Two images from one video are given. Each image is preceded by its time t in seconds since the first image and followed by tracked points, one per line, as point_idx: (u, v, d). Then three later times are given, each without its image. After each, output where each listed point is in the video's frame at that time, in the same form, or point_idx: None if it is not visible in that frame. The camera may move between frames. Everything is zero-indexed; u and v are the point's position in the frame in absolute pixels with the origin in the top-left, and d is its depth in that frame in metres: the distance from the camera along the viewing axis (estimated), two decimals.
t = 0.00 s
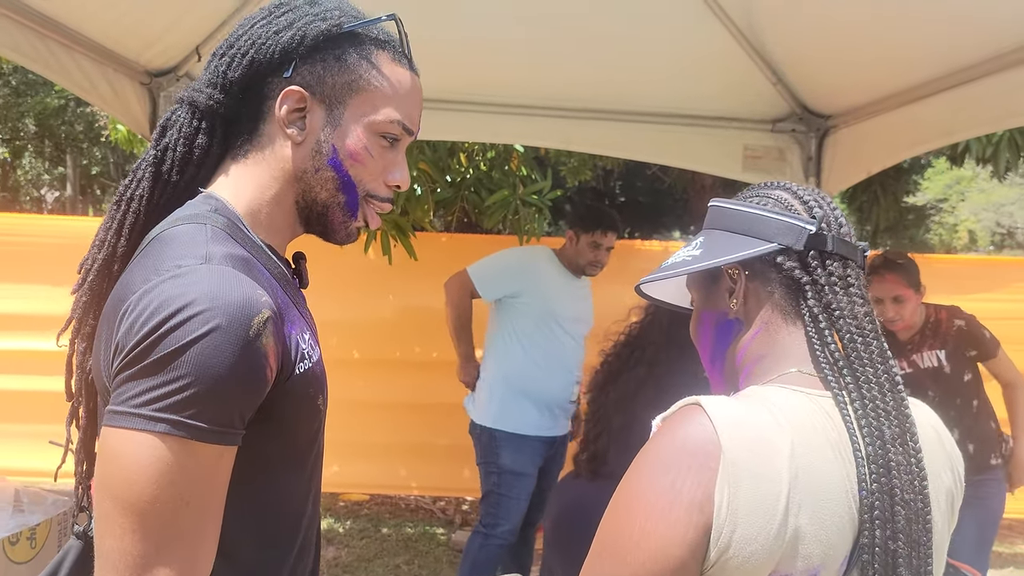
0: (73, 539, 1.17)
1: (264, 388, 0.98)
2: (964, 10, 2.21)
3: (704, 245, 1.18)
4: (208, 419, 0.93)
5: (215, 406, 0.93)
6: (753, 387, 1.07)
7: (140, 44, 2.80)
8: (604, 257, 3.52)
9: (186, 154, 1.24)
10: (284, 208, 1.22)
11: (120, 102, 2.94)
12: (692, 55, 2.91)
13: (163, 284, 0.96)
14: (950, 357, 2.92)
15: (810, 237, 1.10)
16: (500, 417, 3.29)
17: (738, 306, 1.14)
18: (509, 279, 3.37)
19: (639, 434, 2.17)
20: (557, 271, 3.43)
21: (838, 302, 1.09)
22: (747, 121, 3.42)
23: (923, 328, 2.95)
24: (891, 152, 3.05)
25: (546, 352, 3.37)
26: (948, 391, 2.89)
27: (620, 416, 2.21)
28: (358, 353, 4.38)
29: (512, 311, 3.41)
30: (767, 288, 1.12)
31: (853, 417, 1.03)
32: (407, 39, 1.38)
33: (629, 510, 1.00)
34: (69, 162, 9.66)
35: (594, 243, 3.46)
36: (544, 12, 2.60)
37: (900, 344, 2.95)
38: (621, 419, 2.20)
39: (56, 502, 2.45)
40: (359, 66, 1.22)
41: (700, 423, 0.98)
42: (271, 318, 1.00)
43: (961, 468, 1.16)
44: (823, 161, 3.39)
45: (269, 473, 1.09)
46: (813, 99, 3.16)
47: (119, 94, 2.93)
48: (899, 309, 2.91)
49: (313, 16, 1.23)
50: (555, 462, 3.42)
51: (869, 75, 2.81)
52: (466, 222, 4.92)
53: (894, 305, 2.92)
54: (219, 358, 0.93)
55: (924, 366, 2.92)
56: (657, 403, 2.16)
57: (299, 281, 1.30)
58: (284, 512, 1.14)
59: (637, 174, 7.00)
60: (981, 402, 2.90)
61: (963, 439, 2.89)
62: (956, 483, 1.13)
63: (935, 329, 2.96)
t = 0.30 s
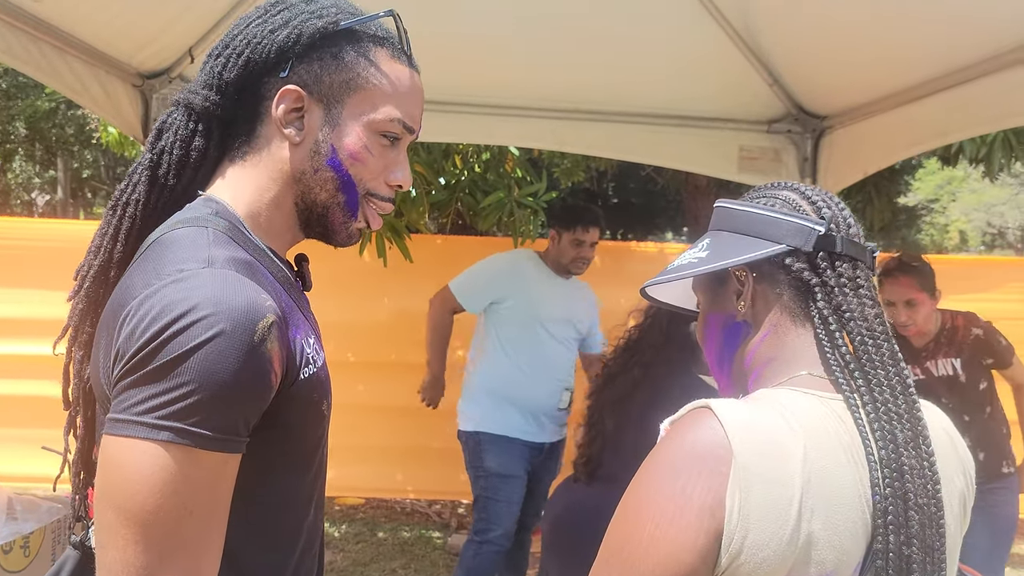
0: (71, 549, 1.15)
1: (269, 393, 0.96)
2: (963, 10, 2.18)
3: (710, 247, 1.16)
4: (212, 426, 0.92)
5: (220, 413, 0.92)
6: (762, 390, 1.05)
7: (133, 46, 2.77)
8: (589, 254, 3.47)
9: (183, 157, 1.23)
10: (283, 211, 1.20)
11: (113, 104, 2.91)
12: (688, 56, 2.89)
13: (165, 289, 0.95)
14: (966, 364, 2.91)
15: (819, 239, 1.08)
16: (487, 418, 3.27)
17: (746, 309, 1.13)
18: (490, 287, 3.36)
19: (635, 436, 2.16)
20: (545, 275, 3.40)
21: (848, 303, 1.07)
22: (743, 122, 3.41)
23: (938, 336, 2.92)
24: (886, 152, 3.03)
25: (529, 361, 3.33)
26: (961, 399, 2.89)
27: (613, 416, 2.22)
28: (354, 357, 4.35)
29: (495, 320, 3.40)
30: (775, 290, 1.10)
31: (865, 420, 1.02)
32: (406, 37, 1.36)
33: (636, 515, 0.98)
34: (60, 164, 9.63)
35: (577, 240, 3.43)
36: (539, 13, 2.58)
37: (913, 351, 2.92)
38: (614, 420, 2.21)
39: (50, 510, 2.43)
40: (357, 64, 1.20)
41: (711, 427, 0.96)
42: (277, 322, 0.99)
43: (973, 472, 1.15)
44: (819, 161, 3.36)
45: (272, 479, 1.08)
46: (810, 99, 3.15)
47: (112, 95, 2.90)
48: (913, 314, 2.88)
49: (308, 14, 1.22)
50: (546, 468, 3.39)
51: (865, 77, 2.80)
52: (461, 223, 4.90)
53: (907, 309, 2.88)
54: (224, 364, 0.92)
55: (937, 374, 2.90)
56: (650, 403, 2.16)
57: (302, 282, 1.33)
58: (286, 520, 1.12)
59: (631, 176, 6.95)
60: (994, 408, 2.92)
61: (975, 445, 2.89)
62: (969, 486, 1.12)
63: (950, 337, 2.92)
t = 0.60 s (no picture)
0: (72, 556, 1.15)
1: (270, 390, 0.97)
2: (963, 9, 2.17)
3: (721, 245, 1.15)
4: (212, 423, 0.92)
5: (219, 410, 0.92)
6: (773, 389, 1.04)
7: (129, 44, 2.74)
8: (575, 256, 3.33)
9: (186, 154, 1.22)
10: (292, 208, 1.20)
11: (110, 102, 2.89)
12: (687, 54, 2.87)
13: (164, 286, 0.96)
14: (993, 390, 2.87)
15: (832, 239, 1.07)
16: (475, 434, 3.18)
17: (755, 308, 1.12)
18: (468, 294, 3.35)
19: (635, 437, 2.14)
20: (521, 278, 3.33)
21: (860, 304, 1.06)
22: (743, 121, 3.40)
23: (963, 359, 2.93)
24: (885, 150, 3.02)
25: (501, 373, 3.23)
26: (985, 422, 2.87)
27: (615, 416, 2.21)
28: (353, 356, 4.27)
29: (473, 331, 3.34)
30: (786, 288, 1.09)
31: (878, 420, 1.01)
32: (412, 31, 1.36)
33: (647, 517, 0.98)
34: (55, 164, 9.60)
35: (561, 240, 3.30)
36: (538, 11, 2.56)
37: (938, 374, 2.96)
38: (614, 418, 2.21)
39: (50, 510, 2.42)
40: (363, 59, 1.20)
41: (723, 425, 0.95)
42: (278, 319, 1.00)
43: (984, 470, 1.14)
44: (818, 160, 3.35)
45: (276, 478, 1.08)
46: (809, 98, 3.13)
47: (109, 93, 2.88)
48: (927, 335, 2.89)
49: (314, 8, 1.21)
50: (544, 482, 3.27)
51: (865, 76, 2.79)
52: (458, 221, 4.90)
53: (921, 330, 2.90)
54: (222, 360, 0.92)
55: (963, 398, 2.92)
56: (648, 401, 2.15)
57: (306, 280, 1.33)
58: (293, 516, 1.13)
59: (627, 174, 6.95)
60: None
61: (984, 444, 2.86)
62: (980, 485, 1.11)
63: (977, 361, 2.92)
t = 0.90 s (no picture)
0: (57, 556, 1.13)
1: (258, 388, 0.98)
2: (963, 9, 2.15)
3: (728, 242, 1.15)
4: (197, 421, 0.93)
5: (204, 408, 0.93)
6: (779, 388, 1.04)
7: (126, 43, 2.73)
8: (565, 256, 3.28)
9: (180, 152, 1.22)
10: (289, 204, 1.20)
11: (107, 101, 2.88)
12: (686, 53, 2.86)
13: (153, 282, 0.97)
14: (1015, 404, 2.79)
15: (843, 242, 1.07)
16: (458, 444, 3.17)
17: (761, 306, 1.12)
18: (448, 299, 3.33)
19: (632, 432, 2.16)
20: (503, 282, 3.28)
21: (868, 308, 1.07)
22: (741, 120, 3.38)
23: (984, 372, 2.86)
24: (883, 150, 3.02)
25: (484, 380, 3.19)
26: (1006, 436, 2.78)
27: (617, 413, 2.21)
28: (349, 355, 4.26)
29: (455, 338, 3.33)
30: (794, 289, 1.10)
31: (884, 422, 1.01)
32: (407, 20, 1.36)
33: (649, 517, 0.97)
34: (51, 163, 9.58)
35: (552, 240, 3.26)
36: (535, 10, 2.55)
37: (959, 387, 2.90)
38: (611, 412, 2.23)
39: (45, 511, 2.42)
40: (354, 51, 1.19)
41: (728, 424, 0.95)
42: (267, 318, 1.01)
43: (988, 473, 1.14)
44: (817, 159, 3.35)
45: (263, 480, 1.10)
46: (808, 97, 3.12)
47: (105, 92, 2.86)
48: (936, 349, 2.85)
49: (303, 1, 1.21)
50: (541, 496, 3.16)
51: (864, 75, 2.78)
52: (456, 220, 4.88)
53: (930, 344, 2.86)
54: (209, 357, 0.93)
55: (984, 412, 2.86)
56: (647, 401, 2.17)
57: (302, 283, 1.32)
58: (283, 518, 1.14)
59: (623, 174, 6.95)
60: None
61: (986, 444, 2.85)
62: (985, 486, 1.11)
63: (999, 374, 2.84)
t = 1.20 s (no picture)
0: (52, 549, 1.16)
1: (199, 386, 1.02)
2: (962, 9, 2.15)
3: (734, 243, 1.17)
4: (135, 422, 0.98)
5: (143, 408, 0.98)
6: (787, 391, 1.07)
7: (124, 43, 2.72)
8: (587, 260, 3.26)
9: (149, 154, 1.27)
10: (256, 203, 1.25)
11: (104, 101, 2.87)
12: (684, 53, 2.86)
13: (93, 285, 1.02)
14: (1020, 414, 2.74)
15: (846, 238, 1.09)
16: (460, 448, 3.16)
17: (767, 306, 1.14)
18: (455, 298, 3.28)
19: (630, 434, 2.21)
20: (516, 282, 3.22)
21: (873, 304, 1.09)
22: (739, 121, 3.38)
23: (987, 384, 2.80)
24: (881, 151, 3.02)
25: (488, 383, 3.16)
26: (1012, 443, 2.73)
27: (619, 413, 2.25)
28: (347, 356, 4.26)
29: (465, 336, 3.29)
30: (798, 287, 1.12)
31: (891, 421, 1.04)
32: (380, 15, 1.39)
33: (656, 519, 0.99)
34: (48, 163, 9.55)
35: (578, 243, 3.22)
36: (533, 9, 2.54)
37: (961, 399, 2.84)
38: (611, 414, 2.28)
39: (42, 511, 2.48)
40: (323, 49, 1.23)
41: (739, 426, 0.98)
42: (207, 318, 1.05)
43: (994, 478, 1.18)
44: (814, 160, 3.36)
45: (228, 486, 1.16)
46: (806, 98, 3.12)
47: (102, 92, 2.86)
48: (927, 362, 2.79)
49: None
50: (537, 509, 3.16)
51: (863, 76, 2.78)
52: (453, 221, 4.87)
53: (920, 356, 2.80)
54: (144, 359, 0.97)
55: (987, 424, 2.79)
56: (647, 398, 2.17)
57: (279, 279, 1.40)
58: (249, 520, 1.20)
59: (621, 174, 6.95)
60: None
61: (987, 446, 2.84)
62: (990, 490, 1.14)
63: (1002, 385, 2.78)
